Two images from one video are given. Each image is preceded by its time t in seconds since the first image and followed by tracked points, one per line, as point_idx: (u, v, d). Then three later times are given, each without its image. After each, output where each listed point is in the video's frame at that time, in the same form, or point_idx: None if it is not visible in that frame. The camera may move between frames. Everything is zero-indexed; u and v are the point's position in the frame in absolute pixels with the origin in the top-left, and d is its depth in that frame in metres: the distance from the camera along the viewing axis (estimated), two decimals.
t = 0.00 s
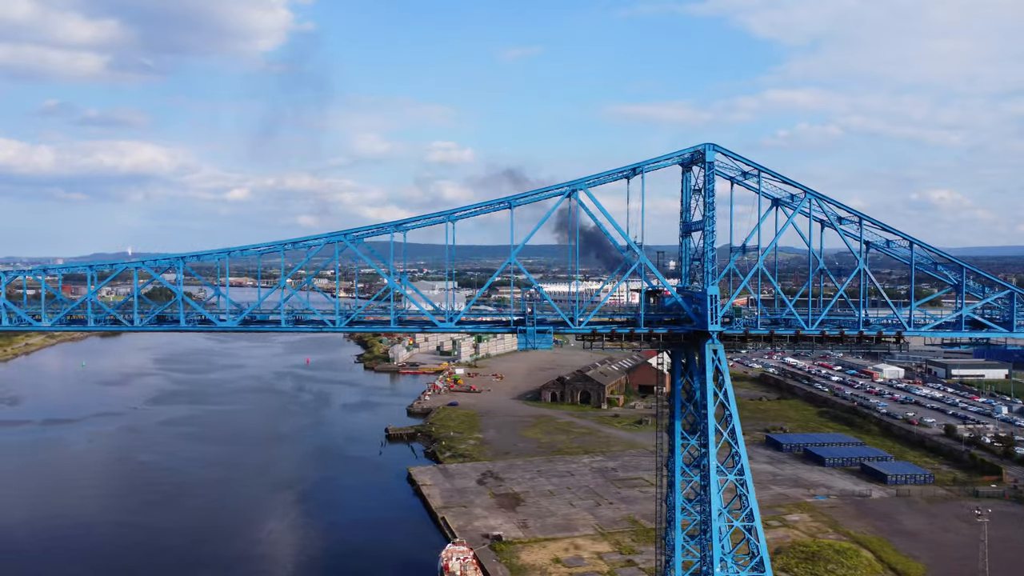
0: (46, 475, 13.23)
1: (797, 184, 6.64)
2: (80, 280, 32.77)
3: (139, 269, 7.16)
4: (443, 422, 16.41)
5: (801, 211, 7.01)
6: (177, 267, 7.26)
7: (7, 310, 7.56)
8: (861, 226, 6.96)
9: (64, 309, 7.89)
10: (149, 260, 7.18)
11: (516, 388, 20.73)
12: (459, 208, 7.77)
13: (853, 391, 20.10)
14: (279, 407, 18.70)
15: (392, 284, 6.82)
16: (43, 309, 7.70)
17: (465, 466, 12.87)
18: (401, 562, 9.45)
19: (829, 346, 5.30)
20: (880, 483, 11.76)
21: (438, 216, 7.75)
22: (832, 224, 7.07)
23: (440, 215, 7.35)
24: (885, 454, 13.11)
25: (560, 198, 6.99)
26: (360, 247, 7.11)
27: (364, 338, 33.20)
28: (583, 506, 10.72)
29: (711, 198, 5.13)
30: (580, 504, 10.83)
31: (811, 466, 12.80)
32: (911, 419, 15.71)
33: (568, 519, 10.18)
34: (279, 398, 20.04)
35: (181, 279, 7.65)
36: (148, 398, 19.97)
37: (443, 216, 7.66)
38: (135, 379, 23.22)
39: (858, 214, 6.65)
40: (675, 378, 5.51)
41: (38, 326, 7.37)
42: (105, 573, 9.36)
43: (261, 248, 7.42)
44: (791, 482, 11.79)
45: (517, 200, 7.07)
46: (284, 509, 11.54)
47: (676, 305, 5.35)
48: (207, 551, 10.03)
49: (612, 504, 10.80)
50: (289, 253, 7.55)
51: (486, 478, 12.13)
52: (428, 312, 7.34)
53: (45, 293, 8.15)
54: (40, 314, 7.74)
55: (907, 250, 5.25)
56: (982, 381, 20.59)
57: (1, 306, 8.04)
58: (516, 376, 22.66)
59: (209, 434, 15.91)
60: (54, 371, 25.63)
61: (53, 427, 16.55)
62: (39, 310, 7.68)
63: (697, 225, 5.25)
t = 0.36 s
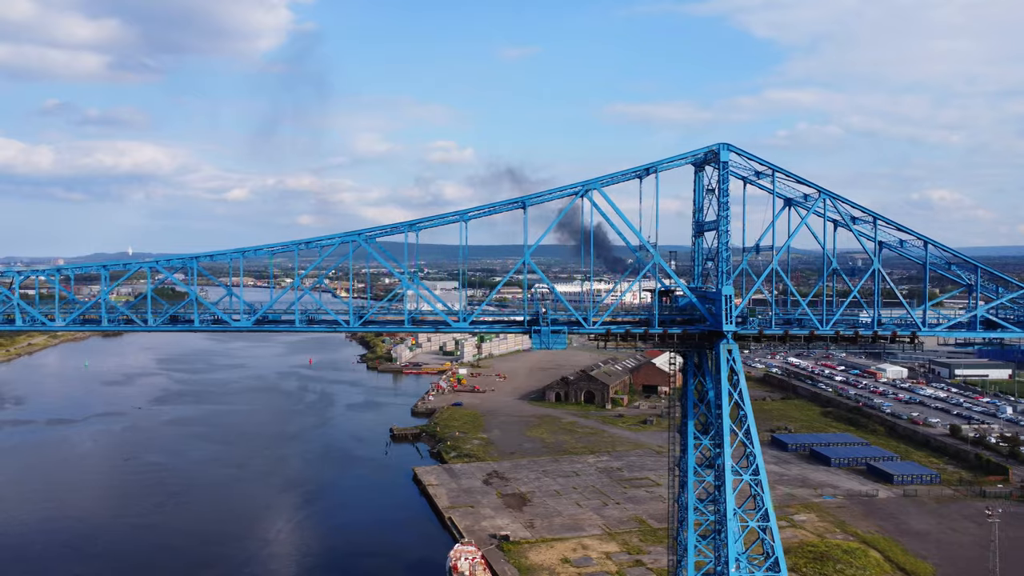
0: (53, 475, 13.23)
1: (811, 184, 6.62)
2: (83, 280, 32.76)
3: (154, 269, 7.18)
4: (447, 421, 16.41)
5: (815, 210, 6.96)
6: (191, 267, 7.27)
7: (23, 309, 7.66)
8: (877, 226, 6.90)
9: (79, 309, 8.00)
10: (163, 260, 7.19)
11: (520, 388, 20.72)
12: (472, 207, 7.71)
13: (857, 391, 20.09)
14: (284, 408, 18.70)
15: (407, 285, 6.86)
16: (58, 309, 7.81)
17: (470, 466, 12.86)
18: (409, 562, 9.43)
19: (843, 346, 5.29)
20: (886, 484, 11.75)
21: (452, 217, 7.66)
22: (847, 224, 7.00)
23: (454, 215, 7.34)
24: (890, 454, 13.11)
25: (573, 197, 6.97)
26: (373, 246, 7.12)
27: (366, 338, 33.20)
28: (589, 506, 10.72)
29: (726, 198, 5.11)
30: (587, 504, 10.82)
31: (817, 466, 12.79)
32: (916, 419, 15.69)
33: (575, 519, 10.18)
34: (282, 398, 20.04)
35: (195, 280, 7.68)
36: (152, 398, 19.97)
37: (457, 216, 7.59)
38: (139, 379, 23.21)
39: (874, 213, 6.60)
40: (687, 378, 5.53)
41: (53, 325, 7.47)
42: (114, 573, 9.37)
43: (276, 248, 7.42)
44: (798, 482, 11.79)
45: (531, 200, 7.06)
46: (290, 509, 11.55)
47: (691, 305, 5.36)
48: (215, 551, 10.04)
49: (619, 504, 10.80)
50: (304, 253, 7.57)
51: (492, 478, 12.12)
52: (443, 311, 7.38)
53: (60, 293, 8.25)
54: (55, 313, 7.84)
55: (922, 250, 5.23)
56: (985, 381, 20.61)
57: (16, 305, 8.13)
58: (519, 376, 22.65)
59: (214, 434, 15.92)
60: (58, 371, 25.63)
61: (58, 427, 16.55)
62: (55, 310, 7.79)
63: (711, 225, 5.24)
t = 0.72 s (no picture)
0: (60, 475, 13.22)
1: (827, 184, 6.61)
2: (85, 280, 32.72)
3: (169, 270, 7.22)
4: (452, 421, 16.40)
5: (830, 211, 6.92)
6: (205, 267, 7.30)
7: (38, 309, 7.77)
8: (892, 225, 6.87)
9: (93, 308, 8.11)
10: (178, 261, 7.22)
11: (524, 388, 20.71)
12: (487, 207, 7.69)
13: (861, 391, 20.08)
14: (288, 407, 18.69)
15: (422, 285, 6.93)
16: (73, 309, 7.93)
17: (476, 466, 12.86)
18: (417, 563, 9.41)
19: (860, 347, 5.29)
20: (893, 484, 11.75)
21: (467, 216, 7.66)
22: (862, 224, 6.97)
23: (468, 214, 7.34)
24: (896, 454, 13.10)
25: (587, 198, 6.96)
26: (387, 246, 7.15)
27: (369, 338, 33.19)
28: (597, 507, 10.71)
29: (741, 198, 5.10)
30: (594, 504, 10.81)
31: (824, 466, 12.78)
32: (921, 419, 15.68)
33: (583, 519, 10.17)
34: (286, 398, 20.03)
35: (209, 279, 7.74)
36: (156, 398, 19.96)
37: (472, 215, 7.59)
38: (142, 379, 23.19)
39: (888, 213, 6.57)
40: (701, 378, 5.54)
41: (68, 326, 7.59)
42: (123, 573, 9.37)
43: (291, 248, 7.44)
44: (805, 482, 11.78)
45: (545, 200, 7.05)
46: (297, 509, 11.55)
47: (706, 305, 5.35)
48: (223, 551, 10.05)
49: (626, 504, 10.79)
50: (319, 252, 7.60)
51: (498, 478, 12.12)
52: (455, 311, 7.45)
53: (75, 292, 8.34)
54: (70, 313, 7.96)
55: (936, 250, 5.22)
56: (989, 381, 20.61)
57: (31, 305, 8.22)
58: (523, 375, 22.65)
59: (219, 434, 15.91)
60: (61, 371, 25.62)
61: (63, 427, 16.54)
62: (69, 310, 7.89)
63: (726, 225, 5.23)
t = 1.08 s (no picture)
0: (66, 476, 13.22)
1: (841, 185, 6.62)
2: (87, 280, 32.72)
3: (184, 270, 7.27)
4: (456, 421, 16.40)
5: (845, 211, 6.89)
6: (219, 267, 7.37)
7: (54, 310, 7.89)
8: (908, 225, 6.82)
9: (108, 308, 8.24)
10: (192, 261, 7.27)
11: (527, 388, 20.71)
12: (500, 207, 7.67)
13: (865, 391, 20.09)
14: (292, 407, 18.69)
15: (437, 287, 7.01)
16: (88, 309, 8.07)
17: (482, 466, 12.86)
18: (427, 563, 9.39)
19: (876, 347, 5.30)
20: (900, 484, 11.74)
21: (480, 216, 7.64)
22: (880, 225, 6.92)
23: (483, 215, 7.35)
24: (902, 454, 13.11)
25: (601, 198, 6.93)
26: (402, 246, 7.19)
27: (371, 338, 33.19)
28: (604, 507, 10.71)
29: (758, 198, 5.09)
30: (601, 504, 10.82)
31: (830, 466, 12.78)
32: (926, 419, 15.69)
33: (590, 519, 10.17)
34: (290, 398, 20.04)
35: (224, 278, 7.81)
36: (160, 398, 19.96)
37: (485, 215, 7.58)
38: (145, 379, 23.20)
39: (905, 213, 6.54)
40: (715, 379, 5.56)
41: (84, 326, 7.72)
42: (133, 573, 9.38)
43: (306, 247, 7.48)
44: (811, 482, 11.78)
45: (559, 200, 7.04)
46: (304, 509, 11.55)
47: (723, 305, 5.35)
48: (231, 551, 10.05)
49: (633, 504, 10.79)
50: (334, 251, 7.64)
51: (504, 478, 12.12)
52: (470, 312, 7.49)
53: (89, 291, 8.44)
54: (85, 313, 8.10)
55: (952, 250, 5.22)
56: (992, 381, 20.61)
57: (45, 305, 8.33)
58: (526, 375, 22.66)
59: (224, 434, 15.91)
60: (64, 371, 25.63)
61: (68, 427, 16.54)
62: (84, 310, 8.02)
63: (743, 224, 5.21)
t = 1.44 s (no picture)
0: (73, 476, 13.23)
1: (857, 185, 6.64)
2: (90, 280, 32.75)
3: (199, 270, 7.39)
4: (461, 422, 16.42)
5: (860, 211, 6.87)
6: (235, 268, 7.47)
7: (69, 311, 8.04)
8: (923, 226, 6.80)
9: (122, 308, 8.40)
10: (207, 262, 7.38)
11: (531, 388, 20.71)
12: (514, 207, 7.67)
13: (869, 391, 20.09)
14: (296, 407, 18.70)
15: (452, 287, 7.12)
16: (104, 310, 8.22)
17: (488, 466, 12.87)
18: (436, 563, 9.38)
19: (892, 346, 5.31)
20: (906, 484, 11.74)
21: (495, 216, 7.65)
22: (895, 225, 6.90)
23: (497, 215, 7.35)
24: (908, 454, 13.11)
25: (614, 197, 6.92)
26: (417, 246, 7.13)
27: (374, 338, 33.20)
28: (611, 507, 10.71)
29: (774, 198, 5.09)
30: (609, 504, 10.82)
31: (836, 466, 12.78)
32: (931, 419, 15.70)
33: (598, 519, 10.17)
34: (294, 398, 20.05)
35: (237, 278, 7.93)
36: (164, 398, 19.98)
37: (499, 215, 7.59)
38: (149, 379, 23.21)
39: (920, 213, 6.52)
40: (728, 379, 5.57)
41: (99, 327, 7.88)
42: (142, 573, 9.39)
43: (320, 248, 7.57)
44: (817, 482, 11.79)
45: (574, 200, 7.06)
46: (310, 509, 11.55)
47: (738, 306, 5.35)
48: (238, 551, 10.06)
49: (641, 504, 10.80)
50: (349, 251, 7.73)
51: (511, 478, 12.13)
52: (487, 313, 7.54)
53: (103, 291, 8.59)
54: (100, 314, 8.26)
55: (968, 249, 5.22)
56: (996, 381, 20.60)
57: (60, 306, 8.46)
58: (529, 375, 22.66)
59: (229, 434, 15.92)
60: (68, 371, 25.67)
61: (73, 427, 16.55)
62: (101, 311, 8.12)
63: (759, 224, 5.20)
